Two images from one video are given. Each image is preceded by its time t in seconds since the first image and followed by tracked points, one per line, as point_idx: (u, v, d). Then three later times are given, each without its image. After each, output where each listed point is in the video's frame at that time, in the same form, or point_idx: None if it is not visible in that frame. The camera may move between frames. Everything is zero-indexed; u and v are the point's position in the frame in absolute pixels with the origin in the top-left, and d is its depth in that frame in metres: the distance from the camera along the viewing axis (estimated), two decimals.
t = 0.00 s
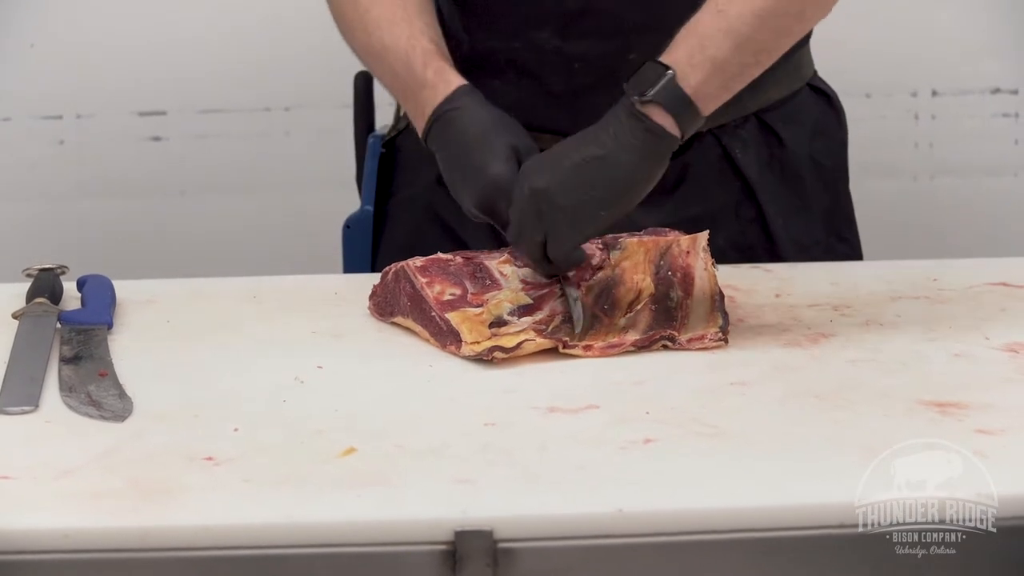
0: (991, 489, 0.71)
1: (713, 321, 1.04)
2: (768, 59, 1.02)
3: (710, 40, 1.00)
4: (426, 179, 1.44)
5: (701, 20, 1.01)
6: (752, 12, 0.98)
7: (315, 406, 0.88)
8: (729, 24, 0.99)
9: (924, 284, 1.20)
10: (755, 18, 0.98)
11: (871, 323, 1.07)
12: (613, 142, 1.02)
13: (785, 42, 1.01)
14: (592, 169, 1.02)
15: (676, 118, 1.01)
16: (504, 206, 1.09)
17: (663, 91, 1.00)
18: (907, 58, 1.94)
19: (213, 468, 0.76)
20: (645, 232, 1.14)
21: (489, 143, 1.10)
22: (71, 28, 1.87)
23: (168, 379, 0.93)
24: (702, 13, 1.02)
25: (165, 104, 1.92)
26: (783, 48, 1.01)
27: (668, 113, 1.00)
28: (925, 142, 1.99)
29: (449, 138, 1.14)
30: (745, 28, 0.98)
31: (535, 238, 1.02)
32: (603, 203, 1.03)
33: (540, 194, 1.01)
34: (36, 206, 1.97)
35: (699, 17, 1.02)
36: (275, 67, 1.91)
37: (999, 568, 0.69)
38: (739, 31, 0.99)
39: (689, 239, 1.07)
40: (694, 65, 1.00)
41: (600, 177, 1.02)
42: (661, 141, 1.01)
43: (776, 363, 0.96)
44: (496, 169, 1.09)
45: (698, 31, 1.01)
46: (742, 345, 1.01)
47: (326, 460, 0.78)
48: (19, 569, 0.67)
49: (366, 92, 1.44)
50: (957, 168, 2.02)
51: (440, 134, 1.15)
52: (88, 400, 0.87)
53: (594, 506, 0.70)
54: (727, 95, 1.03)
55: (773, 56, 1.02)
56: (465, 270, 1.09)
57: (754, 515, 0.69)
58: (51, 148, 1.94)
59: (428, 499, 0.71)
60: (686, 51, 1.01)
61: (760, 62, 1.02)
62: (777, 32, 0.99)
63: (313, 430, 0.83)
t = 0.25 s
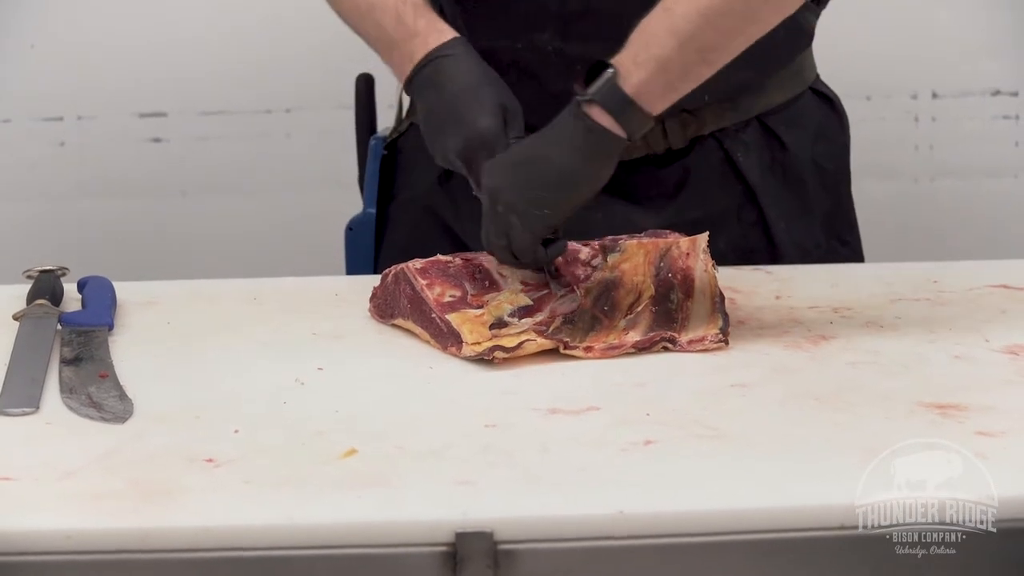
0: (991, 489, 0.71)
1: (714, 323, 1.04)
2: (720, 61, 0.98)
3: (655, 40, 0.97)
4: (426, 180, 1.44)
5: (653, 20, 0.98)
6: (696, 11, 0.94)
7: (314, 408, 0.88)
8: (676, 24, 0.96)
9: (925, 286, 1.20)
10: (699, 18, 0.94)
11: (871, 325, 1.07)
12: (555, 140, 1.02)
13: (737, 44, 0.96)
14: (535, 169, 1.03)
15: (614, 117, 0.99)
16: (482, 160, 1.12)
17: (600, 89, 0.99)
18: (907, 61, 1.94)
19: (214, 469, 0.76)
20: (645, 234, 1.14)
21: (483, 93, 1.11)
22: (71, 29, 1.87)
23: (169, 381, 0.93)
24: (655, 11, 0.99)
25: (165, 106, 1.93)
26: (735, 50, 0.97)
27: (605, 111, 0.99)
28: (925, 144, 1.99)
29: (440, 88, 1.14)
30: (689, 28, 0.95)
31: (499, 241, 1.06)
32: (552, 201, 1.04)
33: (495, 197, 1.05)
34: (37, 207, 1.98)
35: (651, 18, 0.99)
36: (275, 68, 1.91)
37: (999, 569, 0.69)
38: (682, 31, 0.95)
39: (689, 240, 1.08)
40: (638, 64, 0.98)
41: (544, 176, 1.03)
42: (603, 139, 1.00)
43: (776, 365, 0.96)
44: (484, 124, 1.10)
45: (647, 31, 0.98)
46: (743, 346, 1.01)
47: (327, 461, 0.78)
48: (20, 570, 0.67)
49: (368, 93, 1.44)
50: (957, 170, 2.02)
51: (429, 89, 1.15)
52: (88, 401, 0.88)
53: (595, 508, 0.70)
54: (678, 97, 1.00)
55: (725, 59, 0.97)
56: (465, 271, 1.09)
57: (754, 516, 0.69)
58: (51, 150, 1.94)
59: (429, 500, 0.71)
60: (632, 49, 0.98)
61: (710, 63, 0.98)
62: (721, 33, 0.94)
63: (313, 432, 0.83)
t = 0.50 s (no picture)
0: (991, 489, 0.71)
1: (714, 325, 1.04)
2: (675, 52, 0.94)
3: (609, 28, 0.94)
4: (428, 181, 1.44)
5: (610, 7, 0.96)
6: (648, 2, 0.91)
7: (314, 410, 0.88)
8: (629, 13, 0.93)
9: (924, 288, 1.20)
10: (650, 9, 0.91)
11: (871, 327, 1.07)
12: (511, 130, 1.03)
13: (693, 36, 0.92)
14: (495, 160, 1.04)
15: (562, 103, 0.98)
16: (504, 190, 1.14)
17: (548, 75, 0.98)
18: (906, 63, 1.94)
19: (214, 471, 0.76)
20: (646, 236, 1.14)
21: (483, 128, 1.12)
22: (71, 31, 1.87)
23: (169, 383, 0.93)
24: None
25: (165, 107, 1.93)
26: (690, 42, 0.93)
27: (552, 97, 0.99)
28: (925, 146, 1.99)
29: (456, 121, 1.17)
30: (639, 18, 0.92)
31: (480, 239, 1.08)
32: (512, 194, 1.04)
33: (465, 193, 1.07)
34: (36, 209, 1.98)
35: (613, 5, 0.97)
36: (275, 70, 1.92)
37: (999, 569, 0.69)
38: (633, 22, 0.92)
39: (688, 242, 1.08)
40: (589, 52, 0.96)
41: (502, 166, 1.03)
42: (551, 124, 0.99)
43: (776, 367, 0.96)
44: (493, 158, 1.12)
45: (603, 19, 0.96)
46: (743, 348, 1.01)
47: (327, 463, 0.78)
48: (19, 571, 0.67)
49: (373, 94, 1.45)
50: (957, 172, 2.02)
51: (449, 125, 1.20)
52: (88, 403, 0.87)
53: (596, 510, 0.70)
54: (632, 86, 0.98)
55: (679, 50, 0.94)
56: (466, 273, 1.10)
57: (755, 518, 0.69)
58: (51, 151, 1.94)
59: (431, 501, 0.71)
60: (588, 38, 0.97)
61: (665, 54, 0.94)
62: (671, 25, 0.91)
63: (313, 434, 0.83)
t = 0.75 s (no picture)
0: (991, 490, 0.71)
1: (712, 325, 1.03)
2: (656, 57, 0.90)
3: (589, 33, 0.91)
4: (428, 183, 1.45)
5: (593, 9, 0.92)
6: (626, 5, 0.87)
7: (315, 411, 0.88)
8: (609, 16, 0.89)
9: (923, 289, 1.21)
10: (628, 13, 0.87)
11: (870, 328, 1.07)
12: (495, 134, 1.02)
13: (673, 40, 0.88)
14: (482, 166, 1.04)
15: (543, 108, 0.96)
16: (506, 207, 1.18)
17: (527, 80, 0.97)
18: (905, 65, 1.94)
19: (214, 472, 0.76)
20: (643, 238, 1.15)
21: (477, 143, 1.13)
22: (71, 32, 1.87)
23: (168, 384, 0.93)
24: None
25: (164, 109, 1.93)
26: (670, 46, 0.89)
27: (531, 102, 0.97)
28: (924, 148, 2.00)
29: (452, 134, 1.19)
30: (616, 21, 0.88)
31: (467, 246, 1.08)
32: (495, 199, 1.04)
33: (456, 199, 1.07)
34: (35, 211, 1.98)
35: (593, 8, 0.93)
36: (274, 72, 1.92)
37: (999, 570, 0.69)
38: (611, 25, 0.89)
39: (684, 244, 1.09)
40: (569, 56, 0.93)
41: (489, 171, 1.03)
42: (532, 129, 0.98)
43: (775, 369, 0.96)
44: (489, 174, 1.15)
45: (585, 23, 0.93)
46: (742, 350, 1.02)
47: (327, 465, 0.78)
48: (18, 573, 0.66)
49: (376, 96, 1.45)
50: (956, 174, 2.02)
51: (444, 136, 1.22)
52: (88, 405, 0.88)
53: (595, 511, 0.70)
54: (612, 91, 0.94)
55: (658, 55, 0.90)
56: (464, 275, 1.10)
57: (755, 519, 0.69)
58: (50, 153, 1.94)
59: (431, 502, 0.71)
60: (569, 41, 0.94)
61: (645, 59, 0.90)
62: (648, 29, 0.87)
63: (313, 435, 0.83)
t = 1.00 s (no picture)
0: (990, 490, 0.71)
1: (711, 326, 1.04)
2: (681, 56, 0.93)
3: (614, 33, 0.94)
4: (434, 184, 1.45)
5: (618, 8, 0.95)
6: (654, 5, 0.90)
7: (313, 411, 0.88)
8: (633, 16, 0.92)
9: (922, 290, 1.21)
10: (655, 12, 0.90)
11: (870, 329, 1.07)
12: (514, 133, 1.01)
13: (698, 40, 0.92)
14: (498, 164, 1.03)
15: (570, 109, 0.98)
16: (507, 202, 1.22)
17: (553, 79, 0.98)
18: (905, 64, 1.94)
19: (213, 472, 0.76)
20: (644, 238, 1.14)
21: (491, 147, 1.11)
22: (71, 32, 1.87)
23: (168, 384, 0.93)
24: None
25: (163, 109, 1.93)
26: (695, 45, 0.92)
27: (558, 101, 0.98)
28: (924, 148, 2.00)
29: (462, 131, 1.19)
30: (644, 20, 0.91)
31: (480, 243, 1.08)
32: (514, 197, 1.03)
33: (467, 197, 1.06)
34: (35, 211, 1.98)
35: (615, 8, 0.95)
36: (273, 72, 1.92)
37: (999, 570, 0.69)
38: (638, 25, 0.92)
39: (685, 244, 1.08)
40: (593, 55, 0.95)
41: (509, 170, 1.02)
42: (557, 128, 0.98)
43: (774, 369, 0.96)
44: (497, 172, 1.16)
45: (606, 23, 0.95)
46: (741, 350, 1.02)
47: (325, 465, 0.78)
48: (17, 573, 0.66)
49: (378, 97, 1.45)
50: (955, 174, 2.02)
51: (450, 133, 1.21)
52: (86, 404, 0.88)
53: (593, 511, 0.70)
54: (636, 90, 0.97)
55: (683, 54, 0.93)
56: (464, 275, 1.10)
57: (754, 519, 0.69)
58: (49, 153, 1.94)
59: (430, 502, 0.71)
60: (590, 41, 0.96)
61: (671, 58, 0.93)
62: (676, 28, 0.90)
63: (313, 435, 0.83)
